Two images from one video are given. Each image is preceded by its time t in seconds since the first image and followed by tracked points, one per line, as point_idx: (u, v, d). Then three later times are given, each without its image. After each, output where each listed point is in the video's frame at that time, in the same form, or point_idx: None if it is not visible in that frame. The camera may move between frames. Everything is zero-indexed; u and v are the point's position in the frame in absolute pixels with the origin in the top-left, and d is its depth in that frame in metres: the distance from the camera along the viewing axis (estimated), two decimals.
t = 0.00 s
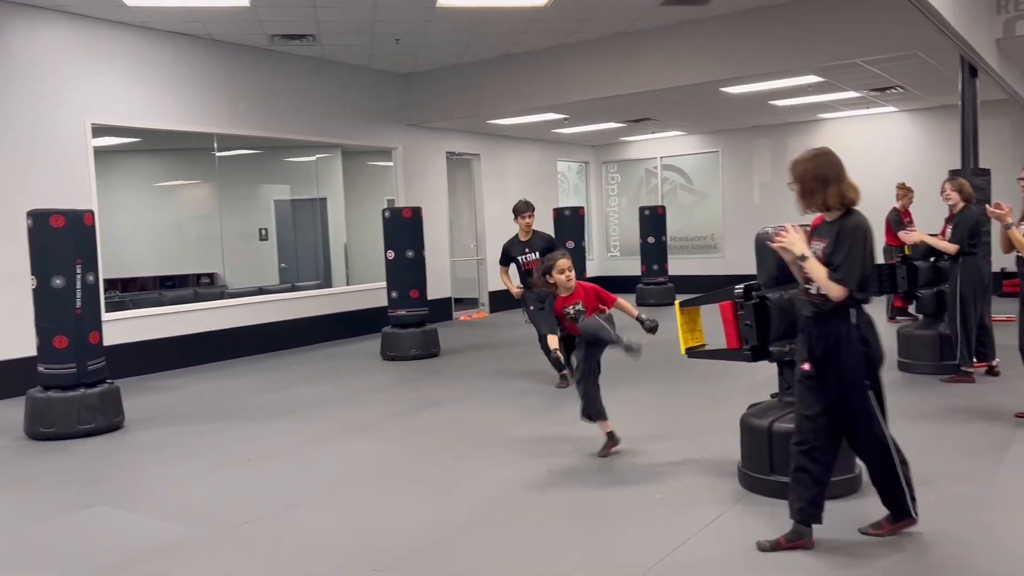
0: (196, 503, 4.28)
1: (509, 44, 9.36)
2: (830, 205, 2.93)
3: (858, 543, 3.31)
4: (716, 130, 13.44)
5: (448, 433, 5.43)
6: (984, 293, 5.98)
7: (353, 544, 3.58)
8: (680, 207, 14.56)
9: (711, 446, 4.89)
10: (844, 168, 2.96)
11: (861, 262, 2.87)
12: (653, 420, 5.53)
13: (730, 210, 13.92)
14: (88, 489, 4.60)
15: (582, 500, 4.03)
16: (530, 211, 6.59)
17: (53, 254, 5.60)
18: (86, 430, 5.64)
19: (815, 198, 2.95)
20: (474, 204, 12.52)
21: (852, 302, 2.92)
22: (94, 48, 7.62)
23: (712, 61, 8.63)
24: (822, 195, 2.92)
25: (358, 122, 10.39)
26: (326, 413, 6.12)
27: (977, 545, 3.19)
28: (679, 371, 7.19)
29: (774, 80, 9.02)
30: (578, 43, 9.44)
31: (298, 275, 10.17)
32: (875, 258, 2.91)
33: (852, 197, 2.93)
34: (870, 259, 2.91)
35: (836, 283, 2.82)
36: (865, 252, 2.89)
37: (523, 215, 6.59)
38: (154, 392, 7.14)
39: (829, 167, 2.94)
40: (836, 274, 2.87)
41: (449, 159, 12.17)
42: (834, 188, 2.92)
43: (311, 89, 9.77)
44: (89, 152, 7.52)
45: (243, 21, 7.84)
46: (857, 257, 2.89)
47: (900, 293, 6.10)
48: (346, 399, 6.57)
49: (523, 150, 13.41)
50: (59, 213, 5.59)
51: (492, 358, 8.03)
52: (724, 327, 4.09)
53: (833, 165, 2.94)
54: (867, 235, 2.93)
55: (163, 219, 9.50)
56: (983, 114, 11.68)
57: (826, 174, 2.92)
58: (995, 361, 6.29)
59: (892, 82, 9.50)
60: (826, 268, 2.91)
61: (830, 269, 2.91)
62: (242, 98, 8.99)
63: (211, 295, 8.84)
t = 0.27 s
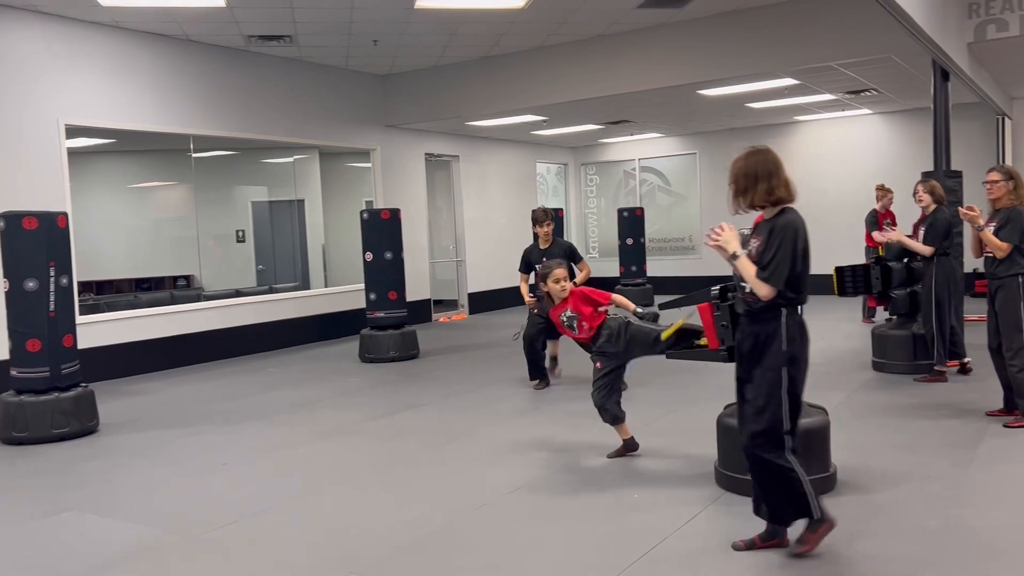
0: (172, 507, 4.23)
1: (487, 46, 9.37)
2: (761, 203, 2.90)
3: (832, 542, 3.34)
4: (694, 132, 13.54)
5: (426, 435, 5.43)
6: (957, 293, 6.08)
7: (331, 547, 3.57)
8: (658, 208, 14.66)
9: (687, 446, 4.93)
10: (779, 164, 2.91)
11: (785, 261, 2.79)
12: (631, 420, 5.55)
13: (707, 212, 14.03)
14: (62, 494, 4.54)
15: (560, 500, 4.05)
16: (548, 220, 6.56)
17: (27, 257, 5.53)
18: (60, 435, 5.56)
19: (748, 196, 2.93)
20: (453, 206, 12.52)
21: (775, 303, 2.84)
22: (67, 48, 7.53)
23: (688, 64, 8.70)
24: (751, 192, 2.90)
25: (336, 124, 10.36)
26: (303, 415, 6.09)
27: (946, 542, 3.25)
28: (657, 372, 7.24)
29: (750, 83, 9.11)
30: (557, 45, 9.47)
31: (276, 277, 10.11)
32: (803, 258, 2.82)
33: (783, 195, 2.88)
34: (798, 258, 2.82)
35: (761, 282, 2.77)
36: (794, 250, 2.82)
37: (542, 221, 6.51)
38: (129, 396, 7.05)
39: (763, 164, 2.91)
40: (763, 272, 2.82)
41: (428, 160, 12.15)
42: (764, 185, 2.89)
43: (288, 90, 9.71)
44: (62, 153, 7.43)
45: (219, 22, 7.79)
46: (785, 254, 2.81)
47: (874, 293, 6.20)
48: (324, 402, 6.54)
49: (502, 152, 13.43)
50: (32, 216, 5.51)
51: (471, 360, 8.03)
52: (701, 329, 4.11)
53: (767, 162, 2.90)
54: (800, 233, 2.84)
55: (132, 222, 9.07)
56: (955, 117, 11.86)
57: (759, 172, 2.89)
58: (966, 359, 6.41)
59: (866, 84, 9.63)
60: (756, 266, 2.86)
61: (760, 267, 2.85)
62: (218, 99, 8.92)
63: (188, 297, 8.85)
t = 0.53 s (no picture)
0: (150, 512, 4.20)
1: (469, 48, 9.38)
2: (710, 211, 2.75)
3: (811, 542, 3.38)
4: (676, 134, 13.63)
5: (409, 437, 5.43)
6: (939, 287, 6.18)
7: (312, 551, 3.56)
8: (640, 210, 14.74)
9: (668, 447, 4.97)
10: (730, 170, 2.73)
11: (720, 269, 2.57)
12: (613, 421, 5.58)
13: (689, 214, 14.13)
14: (39, 499, 4.49)
15: (542, 502, 4.06)
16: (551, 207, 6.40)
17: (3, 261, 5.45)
18: (38, 440, 5.50)
19: (697, 204, 2.77)
20: (436, 208, 12.52)
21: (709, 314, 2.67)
22: (46, 49, 7.47)
23: (669, 68, 8.77)
24: (699, 200, 2.75)
25: (318, 126, 10.33)
26: (285, 419, 6.06)
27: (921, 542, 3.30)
28: (638, 373, 7.28)
29: (731, 85, 9.18)
30: (538, 48, 9.50)
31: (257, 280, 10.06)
32: (739, 266, 2.60)
33: (729, 203, 2.71)
34: (735, 266, 2.60)
35: (693, 293, 2.58)
36: (730, 258, 2.59)
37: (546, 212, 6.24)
38: (108, 400, 6.99)
39: (710, 170, 2.74)
40: (701, 281, 2.62)
41: (411, 162, 12.14)
42: (713, 193, 2.73)
43: (270, 92, 9.68)
44: (40, 155, 7.35)
45: (198, 24, 7.75)
46: (720, 265, 2.59)
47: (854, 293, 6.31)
48: (305, 405, 6.52)
49: (485, 154, 13.44)
50: (9, 219, 5.44)
51: (454, 362, 8.03)
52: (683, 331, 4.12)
53: (716, 168, 2.73)
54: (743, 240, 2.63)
55: (112, 226, 8.95)
56: (931, 120, 12.02)
57: (706, 180, 2.73)
58: (947, 355, 6.50)
59: (844, 87, 9.74)
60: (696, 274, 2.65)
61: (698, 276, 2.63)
62: (198, 101, 8.87)
63: (167, 300, 8.80)
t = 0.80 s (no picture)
0: (133, 516, 4.17)
1: (454, 49, 9.38)
2: (655, 209, 2.79)
3: (794, 541, 3.40)
4: (661, 135, 13.68)
5: (394, 440, 5.41)
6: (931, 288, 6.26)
7: (296, 555, 3.54)
8: (626, 211, 14.78)
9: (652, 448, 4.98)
10: (675, 168, 2.76)
11: (643, 269, 2.68)
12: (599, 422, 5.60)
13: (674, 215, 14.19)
14: (19, 504, 4.43)
15: (527, 504, 4.05)
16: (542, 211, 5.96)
17: None
18: (18, 444, 5.44)
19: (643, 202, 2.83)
20: (421, 209, 12.50)
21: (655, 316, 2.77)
22: (27, 49, 7.38)
23: (653, 69, 8.80)
24: (646, 198, 2.79)
25: (303, 128, 10.29)
26: (269, 422, 6.03)
27: (902, 542, 3.32)
28: (624, 375, 7.29)
29: (715, 87, 9.23)
30: (524, 49, 9.51)
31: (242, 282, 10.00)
32: (668, 264, 2.66)
33: (668, 202, 2.75)
34: (664, 265, 2.68)
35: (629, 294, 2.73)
36: (660, 256, 2.68)
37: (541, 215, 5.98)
38: (90, 403, 6.92)
39: (656, 168, 2.78)
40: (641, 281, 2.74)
41: (396, 164, 12.12)
42: (658, 190, 2.77)
43: (254, 93, 9.63)
44: (21, 156, 7.26)
45: (182, 24, 7.70)
46: (649, 263, 2.69)
47: (838, 294, 6.34)
48: (290, 407, 6.49)
49: (471, 155, 13.43)
50: None
51: (440, 364, 8.02)
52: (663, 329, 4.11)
53: (661, 167, 2.78)
54: (672, 239, 2.69)
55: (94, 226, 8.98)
56: (914, 122, 12.13)
57: (648, 178, 2.78)
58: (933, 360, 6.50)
59: (828, 89, 9.81)
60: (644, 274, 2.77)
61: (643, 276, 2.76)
62: (181, 101, 8.81)
63: (152, 301, 8.69)
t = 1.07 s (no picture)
0: (119, 518, 4.14)
1: (444, 50, 9.36)
2: (614, 214, 2.80)
3: (782, 541, 3.41)
4: (650, 136, 13.72)
5: (383, 441, 5.40)
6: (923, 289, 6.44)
7: (284, 556, 3.53)
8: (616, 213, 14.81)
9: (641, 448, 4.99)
10: (634, 174, 2.79)
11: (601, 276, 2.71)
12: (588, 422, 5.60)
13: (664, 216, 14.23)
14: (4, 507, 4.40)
15: (515, 505, 4.05)
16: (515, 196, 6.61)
17: None
18: (4, 447, 5.39)
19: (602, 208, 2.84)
20: (411, 210, 12.48)
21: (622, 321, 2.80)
22: (12, 49, 7.32)
23: (642, 71, 8.82)
24: (603, 202, 2.81)
25: (291, 128, 10.26)
26: (258, 423, 5.99)
27: (889, 541, 3.34)
28: (613, 375, 7.31)
29: (704, 89, 9.25)
30: (514, 50, 9.52)
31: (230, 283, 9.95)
32: (624, 268, 2.69)
33: (627, 206, 2.77)
34: (621, 271, 2.70)
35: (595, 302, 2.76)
36: (617, 262, 2.71)
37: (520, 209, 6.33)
38: (77, 405, 6.87)
39: (616, 175, 2.81)
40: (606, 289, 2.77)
41: (386, 165, 12.09)
42: (616, 194, 2.79)
43: (243, 93, 9.59)
44: (6, 157, 7.19)
45: (169, 24, 7.66)
46: (608, 270, 2.72)
47: (826, 294, 6.37)
48: (279, 409, 6.46)
49: (461, 156, 13.43)
50: None
51: (429, 366, 8.01)
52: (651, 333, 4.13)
53: (621, 173, 2.81)
54: (629, 244, 2.71)
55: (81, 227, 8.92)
56: (901, 124, 12.21)
57: (609, 184, 2.80)
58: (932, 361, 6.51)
59: (816, 91, 9.85)
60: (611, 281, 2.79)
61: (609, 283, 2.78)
62: (169, 102, 8.76)
63: (139, 303, 8.63)
